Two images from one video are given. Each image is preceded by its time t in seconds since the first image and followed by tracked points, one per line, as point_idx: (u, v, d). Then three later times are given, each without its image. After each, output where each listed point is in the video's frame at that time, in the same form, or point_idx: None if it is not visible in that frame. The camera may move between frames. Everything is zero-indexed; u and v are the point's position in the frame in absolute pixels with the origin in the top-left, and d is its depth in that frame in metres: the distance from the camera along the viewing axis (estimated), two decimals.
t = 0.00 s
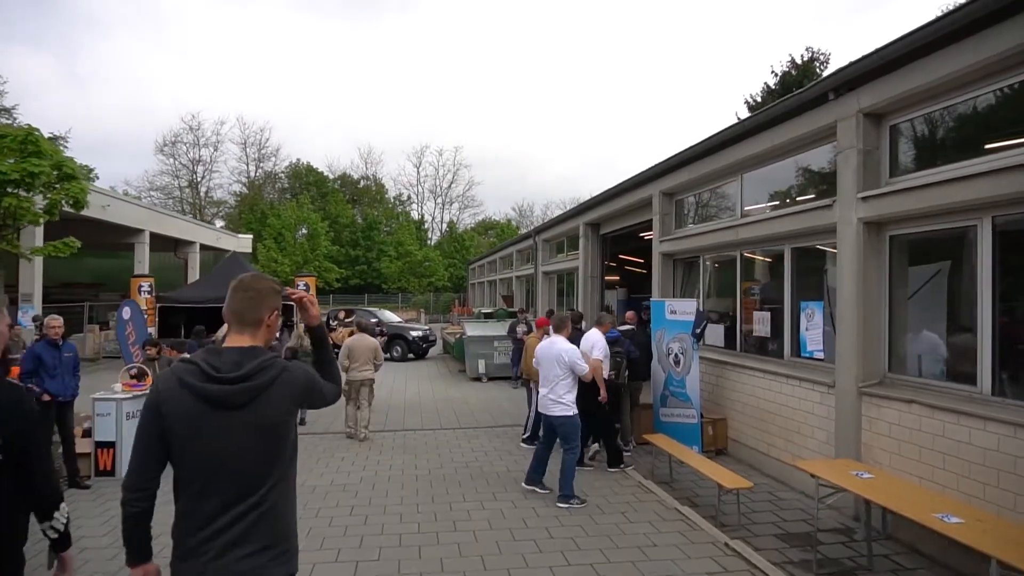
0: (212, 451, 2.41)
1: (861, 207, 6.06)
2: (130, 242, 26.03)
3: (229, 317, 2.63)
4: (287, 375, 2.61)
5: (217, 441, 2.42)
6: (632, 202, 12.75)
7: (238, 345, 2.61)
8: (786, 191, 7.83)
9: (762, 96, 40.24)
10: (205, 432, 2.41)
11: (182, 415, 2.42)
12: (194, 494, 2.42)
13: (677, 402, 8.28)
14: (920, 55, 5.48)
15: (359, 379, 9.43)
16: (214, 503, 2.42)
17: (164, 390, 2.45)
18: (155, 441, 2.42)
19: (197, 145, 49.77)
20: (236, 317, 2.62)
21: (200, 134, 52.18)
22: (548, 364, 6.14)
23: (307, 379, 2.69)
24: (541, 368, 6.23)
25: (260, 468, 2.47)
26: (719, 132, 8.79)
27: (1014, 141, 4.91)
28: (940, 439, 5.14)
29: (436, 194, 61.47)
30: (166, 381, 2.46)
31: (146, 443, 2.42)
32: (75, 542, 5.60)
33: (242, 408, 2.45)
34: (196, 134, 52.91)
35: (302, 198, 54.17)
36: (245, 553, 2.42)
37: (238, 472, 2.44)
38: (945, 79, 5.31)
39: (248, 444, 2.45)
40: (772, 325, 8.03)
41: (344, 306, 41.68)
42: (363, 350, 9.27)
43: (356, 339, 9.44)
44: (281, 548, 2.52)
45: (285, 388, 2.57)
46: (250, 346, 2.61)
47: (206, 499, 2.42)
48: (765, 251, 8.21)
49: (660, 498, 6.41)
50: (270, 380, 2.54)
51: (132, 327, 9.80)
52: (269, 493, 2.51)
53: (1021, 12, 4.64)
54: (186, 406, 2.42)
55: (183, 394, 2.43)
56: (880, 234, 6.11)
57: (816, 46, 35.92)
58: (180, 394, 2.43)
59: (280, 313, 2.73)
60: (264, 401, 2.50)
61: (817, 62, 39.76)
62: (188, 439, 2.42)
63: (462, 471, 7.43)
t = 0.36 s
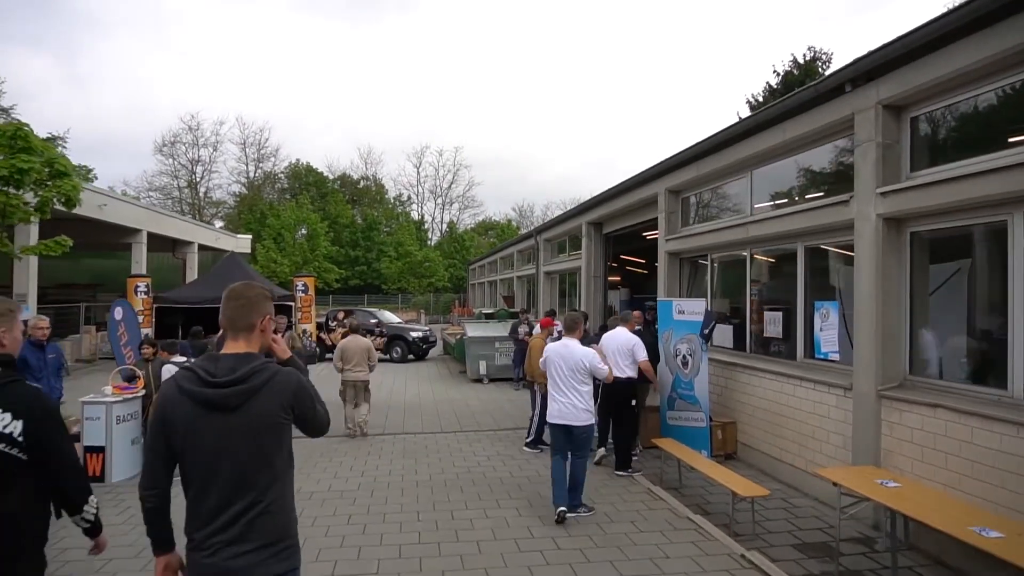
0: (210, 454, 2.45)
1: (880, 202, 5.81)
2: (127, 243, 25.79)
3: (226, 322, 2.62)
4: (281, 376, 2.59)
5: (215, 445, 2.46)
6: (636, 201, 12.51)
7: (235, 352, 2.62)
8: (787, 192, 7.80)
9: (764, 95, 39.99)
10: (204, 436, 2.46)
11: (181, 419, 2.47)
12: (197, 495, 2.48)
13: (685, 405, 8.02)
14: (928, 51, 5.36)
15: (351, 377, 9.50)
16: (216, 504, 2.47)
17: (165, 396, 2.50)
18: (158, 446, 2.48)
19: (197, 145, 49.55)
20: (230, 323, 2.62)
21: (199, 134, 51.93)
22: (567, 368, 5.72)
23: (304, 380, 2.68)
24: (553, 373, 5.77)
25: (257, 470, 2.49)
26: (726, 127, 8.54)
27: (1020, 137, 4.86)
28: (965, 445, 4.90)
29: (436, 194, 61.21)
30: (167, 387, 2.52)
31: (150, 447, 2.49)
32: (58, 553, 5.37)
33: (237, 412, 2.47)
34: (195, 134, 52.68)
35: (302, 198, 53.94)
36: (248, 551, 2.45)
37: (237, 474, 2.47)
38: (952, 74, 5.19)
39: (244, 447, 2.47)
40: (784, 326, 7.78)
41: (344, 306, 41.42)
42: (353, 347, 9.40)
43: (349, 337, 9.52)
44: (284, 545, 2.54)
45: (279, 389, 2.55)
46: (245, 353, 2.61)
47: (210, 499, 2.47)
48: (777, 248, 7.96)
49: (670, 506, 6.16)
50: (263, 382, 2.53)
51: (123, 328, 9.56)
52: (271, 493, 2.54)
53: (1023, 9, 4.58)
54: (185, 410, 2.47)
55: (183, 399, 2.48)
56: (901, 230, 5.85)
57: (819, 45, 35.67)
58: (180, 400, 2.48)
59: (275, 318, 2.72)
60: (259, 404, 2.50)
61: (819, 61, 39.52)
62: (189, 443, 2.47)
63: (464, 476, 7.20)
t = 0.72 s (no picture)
0: (221, 444, 2.48)
1: (899, 198, 5.58)
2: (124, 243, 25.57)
3: (237, 319, 2.67)
4: (292, 371, 2.63)
5: (227, 437, 2.48)
6: (639, 199, 12.30)
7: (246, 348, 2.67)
8: (787, 192, 7.76)
9: (765, 94, 39.85)
10: (216, 427, 2.48)
11: (195, 410, 2.50)
12: (207, 486, 2.49)
13: (692, 408, 7.79)
14: (935, 47, 5.27)
15: (348, 381, 9.43)
16: (227, 494, 2.49)
17: (180, 387, 2.54)
18: (172, 437, 2.52)
19: (196, 145, 49.34)
20: (243, 320, 2.67)
21: (198, 134, 51.71)
22: (568, 373, 5.43)
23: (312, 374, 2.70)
24: (552, 380, 5.46)
25: (268, 461, 2.51)
26: (733, 123, 8.32)
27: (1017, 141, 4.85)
28: (992, 452, 4.67)
29: (436, 195, 61.03)
30: (181, 379, 2.55)
31: (167, 437, 2.53)
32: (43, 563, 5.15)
33: (248, 404, 2.50)
34: (192, 134, 52.46)
35: (301, 198, 53.73)
36: (258, 540, 2.47)
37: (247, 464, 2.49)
38: (957, 72, 5.12)
39: (255, 438, 2.49)
40: (795, 326, 7.56)
41: (343, 306, 41.07)
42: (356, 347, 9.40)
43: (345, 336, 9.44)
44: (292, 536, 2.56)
45: (291, 383, 2.59)
46: (256, 347, 2.66)
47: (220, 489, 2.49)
48: (786, 247, 7.74)
49: (680, 514, 5.93)
50: (275, 376, 2.56)
51: (115, 329, 9.33)
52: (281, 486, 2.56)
53: None
54: (199, 402, 2.50)
55: (197, 391, 2.52)
56: (919, 227, 5.63)
57: (819, 44, 35.54)
58: (194, 391, 2.52)
59: (286, 316, 2.79)
60: (271, 397, 2.53)
61: (820, 61, 39.34)
62: (201, 434, 2.49)
63: (465, 482, 6.97)
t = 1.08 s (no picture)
0: (255, 431, 2.75)
1: (919, 190, 5.34)
2: (120, 242, 25.31)
3: (262, 317, 2.97)
4: (317, 367, 2.95)
5: (260, 424, 2.76)
6: (643, 196, 12.07)
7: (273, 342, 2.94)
8: (787, 192, 7.74)
9: (766, 93, 39.58)
10: (249, 414, 2.75)
11: (231, 399, 2.76)
12: (237, 469, 2.74)
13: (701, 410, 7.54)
14: (943, 40, 5.16)
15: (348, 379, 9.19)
16: (256, 476, 2.75)
17: (214, 377, 2.78)
18: (206, 423, 2.76)
19: (194, 144, 49.08)
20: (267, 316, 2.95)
21: (196, 133, 51.43)
22: (570, 373, 5.15)
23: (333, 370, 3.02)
24: (553, 379, 5.20)
25: (296, 446, 2.81)
26: (741, 117, 8.09)
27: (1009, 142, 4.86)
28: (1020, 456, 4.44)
29: (435, 194, 60.73)
30: (216, 370, 2.80)
31: (199, 423, 2.76)
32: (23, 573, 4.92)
33: (281, 395, 2.80)
34: (191, 133, 52.18)
35: (300, 198, 53.43)
36: (283, 519, 2.75)
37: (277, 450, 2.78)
38: (975, 61, 4.92)
39: (285, 426, 2.78)
40: (806, 325, 7.32)
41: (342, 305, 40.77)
42: (357, 344, 9.22)
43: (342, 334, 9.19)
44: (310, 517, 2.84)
45: (317, 377, 2.90)
46: (281, 342, 2.92)
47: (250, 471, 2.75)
48: (797, 244, 7.51)
49: (690, 520, 5.68)
50: (304, 370, 2.87)
51: (106, 328, 9.08)
52: (303, 471, 2.86)
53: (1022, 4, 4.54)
54: (234, 390, 2.77)
55: (230, 380, 2.78)
56: (940, 220, 5.39)
57: (821, 42, 35.26)
58: (228, 382, 2.78)
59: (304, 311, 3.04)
60: (300, 389, 2.84)
61: (822, 59, 39.03)
62: (235, 420, 2.76)
63: (466, 487, 6.73)
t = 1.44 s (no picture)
0: (256, 440, 2.69)
1: (944, 188, 5.09)
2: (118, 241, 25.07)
3: (261, 328, 2.91)
4: (315, 373, 2.89)
5: (261, 435, 2.69)
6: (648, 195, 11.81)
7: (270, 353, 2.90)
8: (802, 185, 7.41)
9: (769, 92, 39.31)
10: (250, 427, 2.68)
11: (230, 411, 2.68)
12: (240, 480, 2.69)
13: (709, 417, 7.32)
14: (962, 33, 4.96)
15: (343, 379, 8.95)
16: (259, 488, 2.69)
17: (212, 391, 2.70)
18: (205, 437, 2.67)
19: (194, 143, 48.86)
20: (267, 328, 2.91)
21: (196, 132, 51.20)
22: (575, 381, 4.88)
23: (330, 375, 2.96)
24: (559, 385, 4.95)
25: (297, 453, 2.75)
26: (751, 112, 7.83)
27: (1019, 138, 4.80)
28: None
29: (436, 194, 60.47)
30: (213, 384, 2.71)
31: (199, 438, 2.67)
32: None
33: (281, 403, 2.73)
34: (190, 132, 51.94)
35: (300, 197, 53.20)
36: (287, 524, 2.70)
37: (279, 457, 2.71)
38: (1004, 50, 4.66)
39: (287, 433, 2.72)
40: (820, 328, 7.06)
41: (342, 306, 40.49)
42: (352, 344, 8.98)
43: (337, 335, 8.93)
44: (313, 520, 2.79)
45: (315, 384, 2.84)
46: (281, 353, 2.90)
47: (253, 481, 2.69)
48: (811, 243, 7.25)
49: (703, 533, 5.42)
50: (302, 377, 2.81)
51: (97, 330, 8.83)
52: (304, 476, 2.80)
53: None
54: (233, 402, 2.68)
55: (230, 394, 2.69)
56: (965, 219, 5.14)
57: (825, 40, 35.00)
58: (227, 394, 2.70)
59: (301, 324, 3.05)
60: (300, 396, 2.78)
61: (825, 58, 38.73)
62: (236, 431, 2.68)
63: (467, 495, 6.48)
